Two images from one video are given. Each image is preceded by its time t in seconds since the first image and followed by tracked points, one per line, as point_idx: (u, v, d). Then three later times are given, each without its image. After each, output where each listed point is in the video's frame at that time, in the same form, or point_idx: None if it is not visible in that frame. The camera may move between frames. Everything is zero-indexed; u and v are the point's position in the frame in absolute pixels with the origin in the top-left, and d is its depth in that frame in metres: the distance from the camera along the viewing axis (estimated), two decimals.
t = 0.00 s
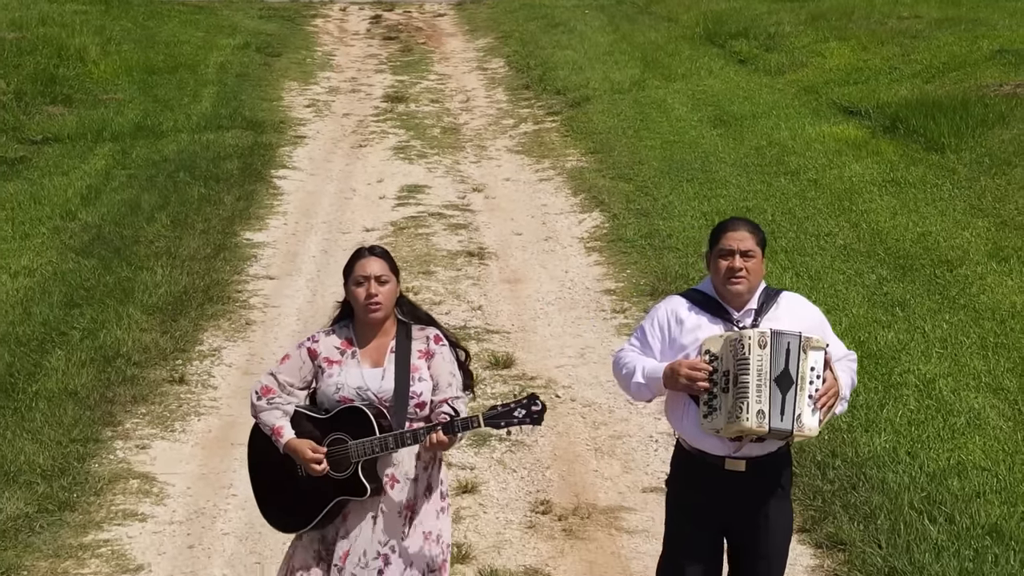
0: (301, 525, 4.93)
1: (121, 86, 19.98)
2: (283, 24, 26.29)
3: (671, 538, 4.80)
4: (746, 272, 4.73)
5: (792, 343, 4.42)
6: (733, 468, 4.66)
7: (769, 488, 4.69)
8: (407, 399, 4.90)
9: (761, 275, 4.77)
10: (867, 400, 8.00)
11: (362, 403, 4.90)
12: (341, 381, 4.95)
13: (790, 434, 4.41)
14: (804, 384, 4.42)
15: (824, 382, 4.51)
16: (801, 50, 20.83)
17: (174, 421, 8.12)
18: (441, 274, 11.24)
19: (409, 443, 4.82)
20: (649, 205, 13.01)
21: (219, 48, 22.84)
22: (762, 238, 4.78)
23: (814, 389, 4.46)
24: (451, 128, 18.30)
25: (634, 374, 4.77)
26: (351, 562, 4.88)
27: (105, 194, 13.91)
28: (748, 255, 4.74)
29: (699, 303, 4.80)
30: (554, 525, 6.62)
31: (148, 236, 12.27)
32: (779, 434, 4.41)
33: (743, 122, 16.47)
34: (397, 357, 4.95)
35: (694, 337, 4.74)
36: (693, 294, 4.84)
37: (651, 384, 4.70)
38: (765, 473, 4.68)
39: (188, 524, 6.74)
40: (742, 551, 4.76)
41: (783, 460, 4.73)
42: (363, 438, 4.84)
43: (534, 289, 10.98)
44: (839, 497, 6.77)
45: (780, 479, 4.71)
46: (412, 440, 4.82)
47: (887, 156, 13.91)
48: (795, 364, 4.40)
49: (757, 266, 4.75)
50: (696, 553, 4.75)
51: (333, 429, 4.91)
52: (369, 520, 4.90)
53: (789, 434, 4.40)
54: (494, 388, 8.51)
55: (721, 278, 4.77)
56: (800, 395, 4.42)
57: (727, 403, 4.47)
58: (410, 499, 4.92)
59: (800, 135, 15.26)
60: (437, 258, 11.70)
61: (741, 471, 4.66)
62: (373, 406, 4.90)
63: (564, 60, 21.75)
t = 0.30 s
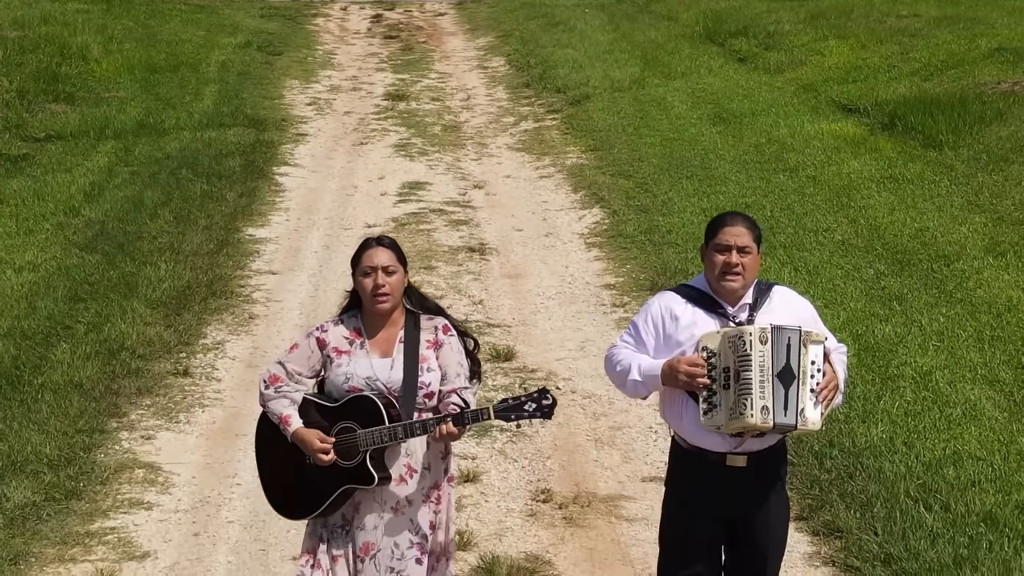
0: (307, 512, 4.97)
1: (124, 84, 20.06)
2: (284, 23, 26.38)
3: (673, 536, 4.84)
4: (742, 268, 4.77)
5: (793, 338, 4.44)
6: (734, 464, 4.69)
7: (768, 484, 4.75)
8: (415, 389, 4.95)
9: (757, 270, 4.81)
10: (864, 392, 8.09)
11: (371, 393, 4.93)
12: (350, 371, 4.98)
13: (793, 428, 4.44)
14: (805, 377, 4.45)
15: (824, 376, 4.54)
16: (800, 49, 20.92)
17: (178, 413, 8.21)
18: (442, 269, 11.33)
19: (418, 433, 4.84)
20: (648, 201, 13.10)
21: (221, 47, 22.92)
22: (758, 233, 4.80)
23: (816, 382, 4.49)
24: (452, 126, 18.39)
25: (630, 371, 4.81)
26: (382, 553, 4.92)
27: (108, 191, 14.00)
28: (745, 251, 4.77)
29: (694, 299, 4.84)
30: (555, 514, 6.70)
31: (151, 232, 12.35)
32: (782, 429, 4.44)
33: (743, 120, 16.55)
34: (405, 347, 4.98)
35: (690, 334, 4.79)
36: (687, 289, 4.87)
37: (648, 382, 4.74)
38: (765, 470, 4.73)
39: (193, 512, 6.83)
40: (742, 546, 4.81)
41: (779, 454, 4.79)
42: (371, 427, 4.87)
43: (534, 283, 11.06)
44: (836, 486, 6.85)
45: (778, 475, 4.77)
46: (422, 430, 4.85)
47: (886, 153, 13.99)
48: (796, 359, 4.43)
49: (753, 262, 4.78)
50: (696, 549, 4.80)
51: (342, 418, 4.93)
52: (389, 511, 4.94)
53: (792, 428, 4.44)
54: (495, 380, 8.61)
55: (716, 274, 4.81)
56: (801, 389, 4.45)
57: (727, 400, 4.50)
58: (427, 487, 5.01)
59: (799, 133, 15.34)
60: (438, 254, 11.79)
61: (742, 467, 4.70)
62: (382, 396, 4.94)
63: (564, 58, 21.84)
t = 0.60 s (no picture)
0: (304, 504, 4.96)
1: (125, 82, 20.14)
2: (285, 22, 26.46)
3: (656, 530, 4.79)
4: (720, 259, 4.75)
5: (779, 326, 4.46)
6: (718, 456, 4.65)
7: (751, 476, 4.72)
8: (414, 381, 4.98)
9: (733, 261, 4.79)
10: (860, 382, 8.18)
11: (370, 385, 4.96)
12: (349, 362, 4.99)
13: (783, 416, 4.43)
14: (792, 365, 4.47)
15: (809, 363, 4.57)
16: (799, 47, 20.99)
17: (182, 403, 8.30)
18: (443, 263, 11.42)
19: (418, 426, 4.88)
20: (647, 197, 13.20)
21: (222, 45, 23.01)
22: (732, 223, 4.80)
23: (802, 369, 4.51)
24: (452, 123, 18.48)
25: (611, 367, 4.74)
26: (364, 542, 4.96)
27: (111, 187, 14.08)
28: (721, 241, 4.75)
29: (671, 292, 4.80)
30: (554, 501, 6.79)
31: (153, 227, 12.44)
32: (772, 417, 4.43)
33: (742, 117, 16.64)
34: (403, 339, 5.01)
35: (671, 326, 4.74)
36: (664, 283, 4.84)
37: (631, 377, 4.67)
38: (748, 462, 4.70)
39: (197, 499, 6.91)
40: (727, 539, 4.77)
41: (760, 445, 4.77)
42: (371, 419, 4.90)
43: (534, 277, 11.15)
44: (832, 474, 6.94)
45: (760, 467, 4.74)
46: (422, 423, 4.88)
47: (883, 149, 14.07)
48: (783, 347, 4.45)
49: (730, 253, 4.77)
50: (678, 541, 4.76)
51: (341, 410, 4.96)
52: (377, 501, 4.98)
53: (782, 416, 4.43)
54: (495, 371, 8.71)
55: (694, 265, 4.78)
56: (789, 376, 4.46)
57: (715, 391, 4.49)
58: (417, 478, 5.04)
59: (798, 129, 15.43)
60: (439, 249, 11.89)
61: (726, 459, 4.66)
62: (381, 387, 4.96)
63: (564, 56, 21.93)
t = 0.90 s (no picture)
0: (290, 499, 4.93)
1: (125, 80, 20.23)
2: (284, 20, 26.55)
3: (633, 522, 4.80)
4: (691, 249, 4.79)
5: (754, 315, 4.52)
6: (694, 446, 4.69)
7: (730, 463, 4.72)
8: (398, 372, 4.95)
9: (704, 251, 4.84)
10: (853, 372, 8.28)
11: (355, 376, 4.93)
12: (332, 355, 4.97)
13: (759, 404, 4.49)
14: (768, 353, 4.52)
15: (784, 351, 4.63)
16: (796, 45, 21.09)
17: (182, 394, 8.39)
18: (441, 258, 11.51)
19: (406, 415, 4.86)
20: (644, 193, 13.29)
21: (222, 43, 23.10)
22: (703, 214, 4.84)
23: (778, 358, 4.57)
24: (451, 121, 18.56)
25: (586, 360, 4.76)
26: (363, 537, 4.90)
27: (112, 183, 14.17)
28: (693, 232, 4.79)
29: (644, 283, 4.85)
30: (549, 488, 6.88)
31: (154, 223, 12.53)
32: (749, 406, 4.48)
33: (739, 114, 16.73)
34: (387, 331, 5.00)
35: (645, 318, 4.80)
36: (637, 275, 4.88)
37: (606, 370, 4.68)
38: (725, 450, 4.72)
39: (197, 487, 7.00)
40: (706, 531, 4.76)
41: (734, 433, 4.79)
42: (357, 410, 4.86)
43: (531, 272, 11.23)
44: (824, 462, 7.02)
45: (738, 455, 4.74)
46: (409, 412, 4.86)
47: (879, 145, 14.16)
48: (758, 335, 4.51)
49: (701, 244, 4.81)
50: (659, 529, 4.74)
51: (326, 402, 4.91)
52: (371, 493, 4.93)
53: (758, 404, 4.49)
54: (492, 363, 8.80)
55: (667, 256, 4.82)
56: (765, 365, 4.51)
57: (691, 380, 4.53)
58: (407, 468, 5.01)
59: (794, 126, 15.52)
60: (437, 243, 11.97)
61: (701, 448, 4.70)
62: (366, 379, 4.93)
63: (562, 54, 22.02)
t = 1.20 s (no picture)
0: (270, 486, 5.01)
1: (125, 77, 20.32)
2: (284, 18, 26.65)
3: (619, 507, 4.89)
4: (672, 237, 4.87)
5: (731, 304, 4.58)
6: (676, 433, 4.75)
7: (713, 448, 4.80)
8: (376, 360, 5.02)
9: (685, 239, 4.92)
10: (844, 362, 8.37)
11: (334, 363, 5.01)
12: (311, 343, 5.03)
13: (736, 392, 4.55)
14: (745, 342, 4.58)
15: (763, 340, 4.68)
16: (793, 43, 21.19)
17: (180, 383, 8.48)
18: (437, 252, 11.60)
19: (384, 401, 4.94)
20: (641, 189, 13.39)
21: (221, 41, 23.20)
22: (683, 201, 4.91)
23: (756, 347, 4.62)
24: (449, 117, 18.65)
25: (570, 351, 4.86)
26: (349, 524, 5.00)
27: (111, 178, 14.26)
28: (673, 220, 4.86)
29: (626, 272, 4.92)
30: (542, 475, 6.97)
31: (153, 217, 12.62)
32: (725, 394, 4.55)
33: (735, 111, 16.82)
34: (365, 319, 5.06)
35: (626, 307, 4.85)
36: (619, 264, 4.95)
37: (588, 360, 4.79)
38: (707, 436, 4.78)
39: (195, 474, 7.09)
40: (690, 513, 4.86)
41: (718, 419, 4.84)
42: (336, 397, 4.93)
43: (528, 265, 11.33)
44: (814, 449, 7.11)
45: (721, 440, 4.82)
46: (388, 398, 4.94)
47: (874, 141, 14.25)
48: (736, 325, 4.57)
49: (682, 231, 4.88)
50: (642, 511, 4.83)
51: (304, 389, 4.97)
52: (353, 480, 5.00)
53: (735, 393, 4.55)
54: (486, 353, 8.89)
55: (647, 244, 4.89)
56: (742, 353, 4.57)
57: (669, 369, 4.58)
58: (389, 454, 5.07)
59: (790, 122, 15.61)
60: (434, 237, 12.07)
61: (683, 436, 4.76)
62: (344, 366, 5.02)
63: (560, 52, 22.12)
